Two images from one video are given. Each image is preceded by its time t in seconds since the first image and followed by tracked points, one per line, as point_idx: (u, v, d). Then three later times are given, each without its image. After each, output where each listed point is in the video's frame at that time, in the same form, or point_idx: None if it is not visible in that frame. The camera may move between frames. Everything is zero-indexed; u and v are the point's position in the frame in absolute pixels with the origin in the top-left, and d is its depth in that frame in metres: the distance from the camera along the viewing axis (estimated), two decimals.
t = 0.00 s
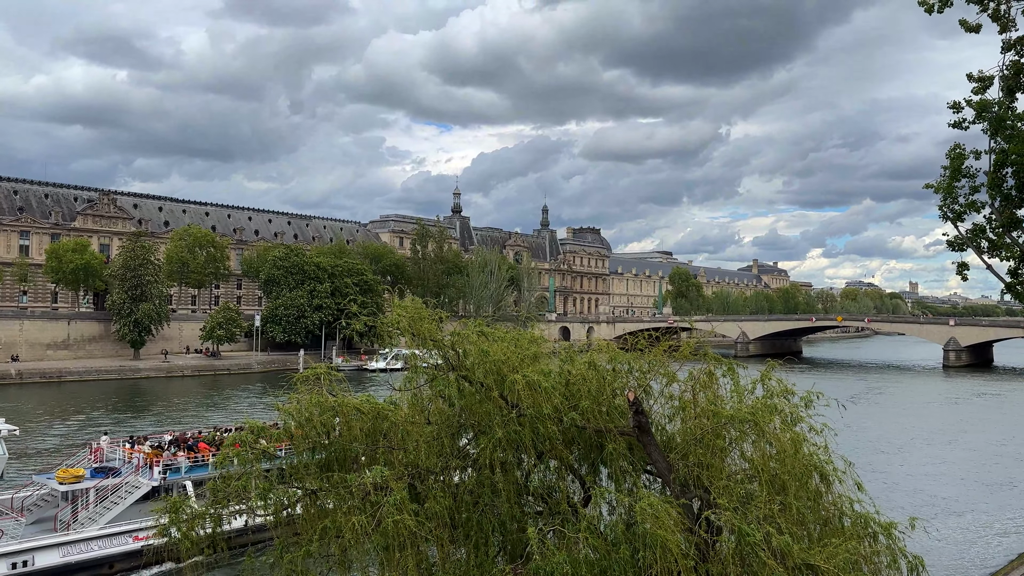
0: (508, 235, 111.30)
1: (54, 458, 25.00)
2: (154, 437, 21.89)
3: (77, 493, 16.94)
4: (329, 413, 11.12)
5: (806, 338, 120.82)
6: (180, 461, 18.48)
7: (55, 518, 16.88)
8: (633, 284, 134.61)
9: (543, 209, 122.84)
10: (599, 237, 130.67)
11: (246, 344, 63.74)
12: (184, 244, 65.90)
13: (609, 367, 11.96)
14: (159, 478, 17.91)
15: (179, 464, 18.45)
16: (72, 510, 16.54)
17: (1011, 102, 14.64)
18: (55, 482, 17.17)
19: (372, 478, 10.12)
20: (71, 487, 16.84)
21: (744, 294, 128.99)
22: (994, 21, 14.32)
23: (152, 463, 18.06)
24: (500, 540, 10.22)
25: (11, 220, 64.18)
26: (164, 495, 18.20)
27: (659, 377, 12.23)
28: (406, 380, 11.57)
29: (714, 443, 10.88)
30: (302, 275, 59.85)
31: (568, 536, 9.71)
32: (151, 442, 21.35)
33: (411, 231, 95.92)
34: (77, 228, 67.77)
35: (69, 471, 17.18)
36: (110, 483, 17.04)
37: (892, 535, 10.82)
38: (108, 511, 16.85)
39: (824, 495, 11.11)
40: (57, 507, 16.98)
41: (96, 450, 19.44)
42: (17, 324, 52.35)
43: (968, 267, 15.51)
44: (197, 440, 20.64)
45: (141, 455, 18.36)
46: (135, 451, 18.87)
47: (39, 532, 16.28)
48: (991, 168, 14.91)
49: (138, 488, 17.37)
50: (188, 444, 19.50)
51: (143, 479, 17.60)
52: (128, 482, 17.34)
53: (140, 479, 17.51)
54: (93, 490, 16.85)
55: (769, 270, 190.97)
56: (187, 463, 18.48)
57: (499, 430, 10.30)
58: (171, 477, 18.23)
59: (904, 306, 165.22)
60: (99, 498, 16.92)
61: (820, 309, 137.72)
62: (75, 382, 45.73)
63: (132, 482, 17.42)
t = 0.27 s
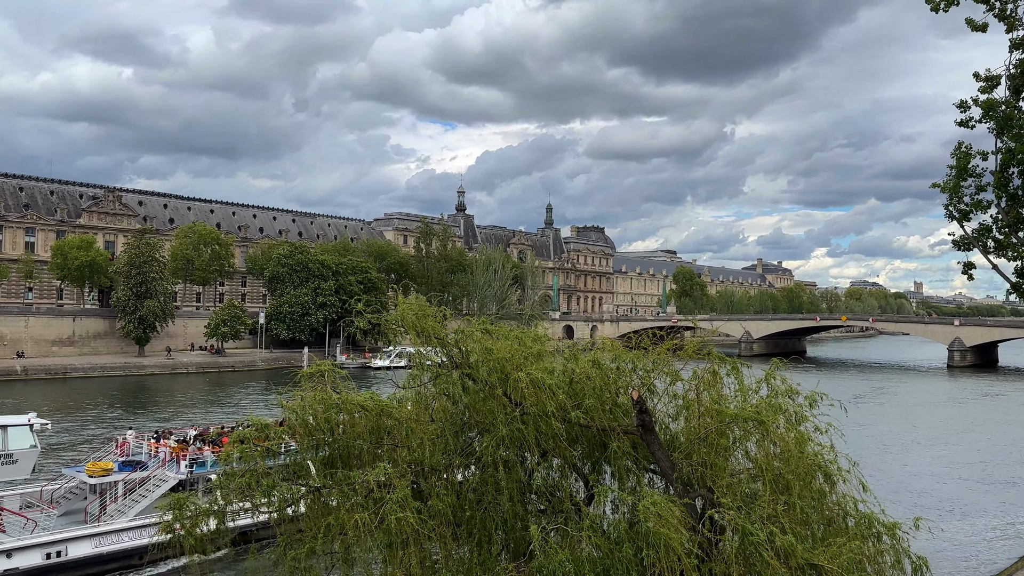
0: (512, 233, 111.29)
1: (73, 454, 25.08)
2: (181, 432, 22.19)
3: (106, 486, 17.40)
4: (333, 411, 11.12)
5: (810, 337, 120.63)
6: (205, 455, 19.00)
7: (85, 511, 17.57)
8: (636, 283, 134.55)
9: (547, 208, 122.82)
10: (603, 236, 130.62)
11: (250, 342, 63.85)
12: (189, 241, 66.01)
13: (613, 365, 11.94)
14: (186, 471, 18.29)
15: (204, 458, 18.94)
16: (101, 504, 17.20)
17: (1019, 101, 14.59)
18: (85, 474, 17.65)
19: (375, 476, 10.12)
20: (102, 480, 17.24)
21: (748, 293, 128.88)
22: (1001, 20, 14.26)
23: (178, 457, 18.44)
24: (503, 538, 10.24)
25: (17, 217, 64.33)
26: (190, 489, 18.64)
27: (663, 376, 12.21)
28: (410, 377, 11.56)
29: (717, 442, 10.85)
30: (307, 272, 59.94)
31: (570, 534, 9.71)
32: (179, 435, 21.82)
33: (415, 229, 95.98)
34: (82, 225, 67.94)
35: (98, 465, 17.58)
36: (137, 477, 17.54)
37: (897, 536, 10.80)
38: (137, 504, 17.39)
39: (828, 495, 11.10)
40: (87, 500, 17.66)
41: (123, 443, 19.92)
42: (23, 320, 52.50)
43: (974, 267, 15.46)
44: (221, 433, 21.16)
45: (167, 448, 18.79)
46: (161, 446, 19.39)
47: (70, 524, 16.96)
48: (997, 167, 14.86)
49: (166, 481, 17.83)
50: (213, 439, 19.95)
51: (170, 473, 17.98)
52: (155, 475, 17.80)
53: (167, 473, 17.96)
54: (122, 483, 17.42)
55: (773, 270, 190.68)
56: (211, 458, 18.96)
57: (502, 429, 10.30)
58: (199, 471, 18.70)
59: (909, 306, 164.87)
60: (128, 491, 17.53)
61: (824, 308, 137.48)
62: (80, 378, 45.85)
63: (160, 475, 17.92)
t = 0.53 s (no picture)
0: (517, 230, 111.24)
1: (97, 446, 25.50)
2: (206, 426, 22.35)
3: (134, 477, 17.84)
4: (338, 406, 11.12)
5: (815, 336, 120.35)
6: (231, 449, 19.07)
7: (114, 501, 18.08)
8: (642, 280, 134.42)
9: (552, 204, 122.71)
10: (608, 233, 130.43)
11: (255, 337, 63.97)
12: (195, 236, 66.13)
13: (618, 362, 11.90)
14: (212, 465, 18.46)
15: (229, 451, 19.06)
16: (130, 494, 17.59)
17: None
18: (113, 466, 18.15)
19: (379, 472, 10.11)
20: (130, 471, 17.72)
21: (753, 291, 128.54)
22: (1010, 17, 14.18)
23: (206, 450, 18.72)
24: (506, 534, 10.22)
25: (24, 211, 64.54)
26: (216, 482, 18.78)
27: (668, 373, 12.18)
28: (414, 373, 11.54)
29: (722, 440, 10.82)
30: (312, 268, 60.01)
31: (575, 531, 9.70)
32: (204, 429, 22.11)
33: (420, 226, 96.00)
34: (89, 220, 68.14)
35: (127, 457, 18.11)
36: (164, 468, 17.89)
37: (902, 535, 10.76)
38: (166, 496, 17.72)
39: (833, 493, 11.05)
40: (116, 491, 18.14)
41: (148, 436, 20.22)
42: (29, 314, 52.70)
43: (982, 265, 15.38)
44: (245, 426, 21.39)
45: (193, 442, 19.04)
46: (187, 439, 19.73)
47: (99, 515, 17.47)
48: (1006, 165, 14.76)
49: (193, 473, 18.19)
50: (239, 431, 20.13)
51: (197, 465, 18.33)
52: (182, 467, 18.14)
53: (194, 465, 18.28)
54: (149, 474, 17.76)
55: (779, 268, 190.22)
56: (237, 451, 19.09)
57: (506, 425, 10.28)
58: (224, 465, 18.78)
59: (915, 305, 164.44)
60: (156, 482, 17.86)
61: (830, 306, 137.17)
62: (85, 373, 46.02)
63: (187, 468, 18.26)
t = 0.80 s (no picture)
0: (519, 227, 111.20)
1: (120, 441, 25.43)
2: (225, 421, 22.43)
3: (157, 471, 17.79)
4: (338, 403, 11.12)
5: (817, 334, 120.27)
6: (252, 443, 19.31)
7: (137, 493, 18.10)
8: (643, 278, 134.37)
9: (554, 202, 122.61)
10: (610, 230, 130.34)
11: (257, 333, 64.03)
12: (197, 233, 66.15)
13: (618, 360, 11.87)
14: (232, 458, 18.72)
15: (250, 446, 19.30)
16: (154, 488, 17.71)
17: None
18: (137, 458, 18.11)
19: (379, 469, 10.11)
20: (154, 464, 17.64)
21: (755, 289, 128.42)
22: (1013, 17, 14.13)
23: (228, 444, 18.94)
24: (506, 532, 10.22)
25: (26, 207, 64.59)
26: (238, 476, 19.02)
27: (669, 372, 12.16)
28: (415, 371, 11.51)
29: (723, 438, 10.80)
30: (313, 265, 60.02)
31: (574, 529, 9.69)
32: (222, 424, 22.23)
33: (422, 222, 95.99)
34: (91, 216, 68.21)
35: (151, 449, 18.07)
36: (187, 461, 17.88)
37: (903, 534, 10.73)
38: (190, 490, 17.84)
39: (834, 492, 11.03)
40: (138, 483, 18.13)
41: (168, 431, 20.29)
42: (31, 310, 52.76)
43: (984, 265, 15.35)
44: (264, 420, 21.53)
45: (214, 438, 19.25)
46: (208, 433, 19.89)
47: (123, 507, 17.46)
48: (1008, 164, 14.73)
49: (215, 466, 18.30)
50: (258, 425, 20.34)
51: (219, 459, 18.45)
52: (204, 461, 18.23)
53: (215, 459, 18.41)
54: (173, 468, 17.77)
55: (781, 266, 190.01)
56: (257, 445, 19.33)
57: (506, 422, 10.27)
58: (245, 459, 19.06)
59: (918, 303, 164.37)
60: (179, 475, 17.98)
61: (832, 304, 136.97)
62: (87, 368, 46.09)
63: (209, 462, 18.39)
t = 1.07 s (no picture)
0: (515, 226, 111.18)
1: (134, 439, 25.47)
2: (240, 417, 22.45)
3: (173, 466, 18.15)
4: (332, 402, 11.10)
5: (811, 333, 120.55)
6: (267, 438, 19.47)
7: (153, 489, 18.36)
8: (639, 277, 134.50)
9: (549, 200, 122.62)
10: (606, 229, 130.41)
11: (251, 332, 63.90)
12: (191, 231, 65.99)
13: (613, 359, 11.86)
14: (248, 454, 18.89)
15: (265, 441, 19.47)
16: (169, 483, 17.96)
17: None
18: (153, 455, 18.46)
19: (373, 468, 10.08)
20: (171, 460, 18.09)
21: (750, 288, 128.63)
22: (1007, 17, 14.16)
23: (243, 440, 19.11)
24: (500, 531, 10.22)
25: (20, 204, 64.33)
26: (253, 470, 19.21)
27: (663, 371, 12.16)
28: (409, 369, 11.48)
29: (717, 438, 10.80)
30: (309, 263, 59.94)
31: (568, 528, 9.68)
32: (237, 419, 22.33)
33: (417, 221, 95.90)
34: (85, 213, 67.95)
35: (167, 445, 18.41)
36: (203, 458, 18.11)
37: (896, 534, 10.75)
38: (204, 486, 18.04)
39: (828, 492, 11.04)
40: (154, 479, 18.46)
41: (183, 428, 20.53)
42: (25, 308, 52.57)
43: (978, 264, 15.38)
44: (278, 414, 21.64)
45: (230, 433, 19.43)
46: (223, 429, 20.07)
47: (141, 503, 17.67)
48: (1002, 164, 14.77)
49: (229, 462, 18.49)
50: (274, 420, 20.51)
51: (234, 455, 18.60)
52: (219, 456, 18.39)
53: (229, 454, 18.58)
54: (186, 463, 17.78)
55: (776, 265, 190.28)
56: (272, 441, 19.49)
57: (501, 421, 10.25)
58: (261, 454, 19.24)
59: (912, 303, 164.90)
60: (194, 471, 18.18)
61: (827, 304, 137.30)
62: (81, 366, 45.92)
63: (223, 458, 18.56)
